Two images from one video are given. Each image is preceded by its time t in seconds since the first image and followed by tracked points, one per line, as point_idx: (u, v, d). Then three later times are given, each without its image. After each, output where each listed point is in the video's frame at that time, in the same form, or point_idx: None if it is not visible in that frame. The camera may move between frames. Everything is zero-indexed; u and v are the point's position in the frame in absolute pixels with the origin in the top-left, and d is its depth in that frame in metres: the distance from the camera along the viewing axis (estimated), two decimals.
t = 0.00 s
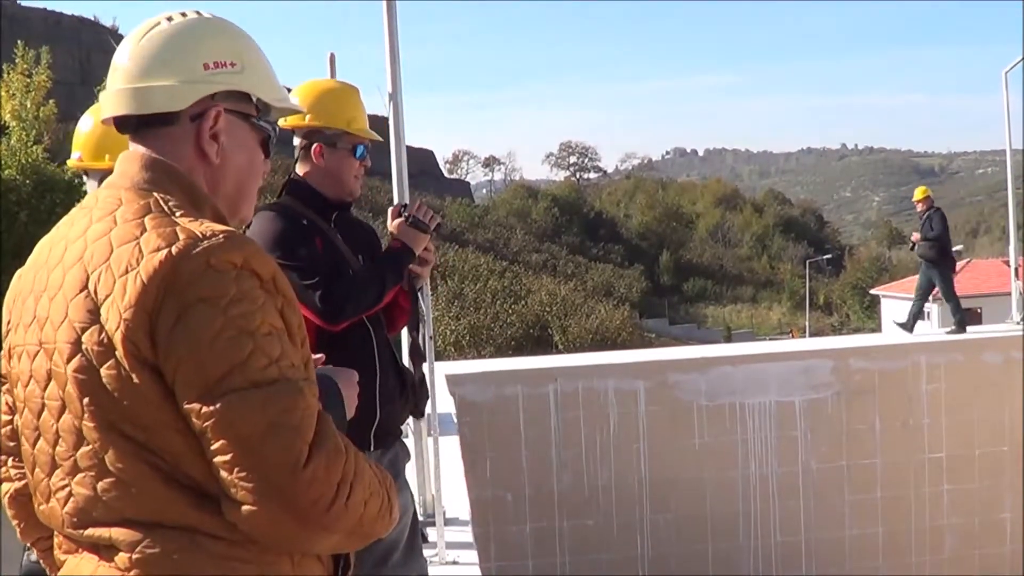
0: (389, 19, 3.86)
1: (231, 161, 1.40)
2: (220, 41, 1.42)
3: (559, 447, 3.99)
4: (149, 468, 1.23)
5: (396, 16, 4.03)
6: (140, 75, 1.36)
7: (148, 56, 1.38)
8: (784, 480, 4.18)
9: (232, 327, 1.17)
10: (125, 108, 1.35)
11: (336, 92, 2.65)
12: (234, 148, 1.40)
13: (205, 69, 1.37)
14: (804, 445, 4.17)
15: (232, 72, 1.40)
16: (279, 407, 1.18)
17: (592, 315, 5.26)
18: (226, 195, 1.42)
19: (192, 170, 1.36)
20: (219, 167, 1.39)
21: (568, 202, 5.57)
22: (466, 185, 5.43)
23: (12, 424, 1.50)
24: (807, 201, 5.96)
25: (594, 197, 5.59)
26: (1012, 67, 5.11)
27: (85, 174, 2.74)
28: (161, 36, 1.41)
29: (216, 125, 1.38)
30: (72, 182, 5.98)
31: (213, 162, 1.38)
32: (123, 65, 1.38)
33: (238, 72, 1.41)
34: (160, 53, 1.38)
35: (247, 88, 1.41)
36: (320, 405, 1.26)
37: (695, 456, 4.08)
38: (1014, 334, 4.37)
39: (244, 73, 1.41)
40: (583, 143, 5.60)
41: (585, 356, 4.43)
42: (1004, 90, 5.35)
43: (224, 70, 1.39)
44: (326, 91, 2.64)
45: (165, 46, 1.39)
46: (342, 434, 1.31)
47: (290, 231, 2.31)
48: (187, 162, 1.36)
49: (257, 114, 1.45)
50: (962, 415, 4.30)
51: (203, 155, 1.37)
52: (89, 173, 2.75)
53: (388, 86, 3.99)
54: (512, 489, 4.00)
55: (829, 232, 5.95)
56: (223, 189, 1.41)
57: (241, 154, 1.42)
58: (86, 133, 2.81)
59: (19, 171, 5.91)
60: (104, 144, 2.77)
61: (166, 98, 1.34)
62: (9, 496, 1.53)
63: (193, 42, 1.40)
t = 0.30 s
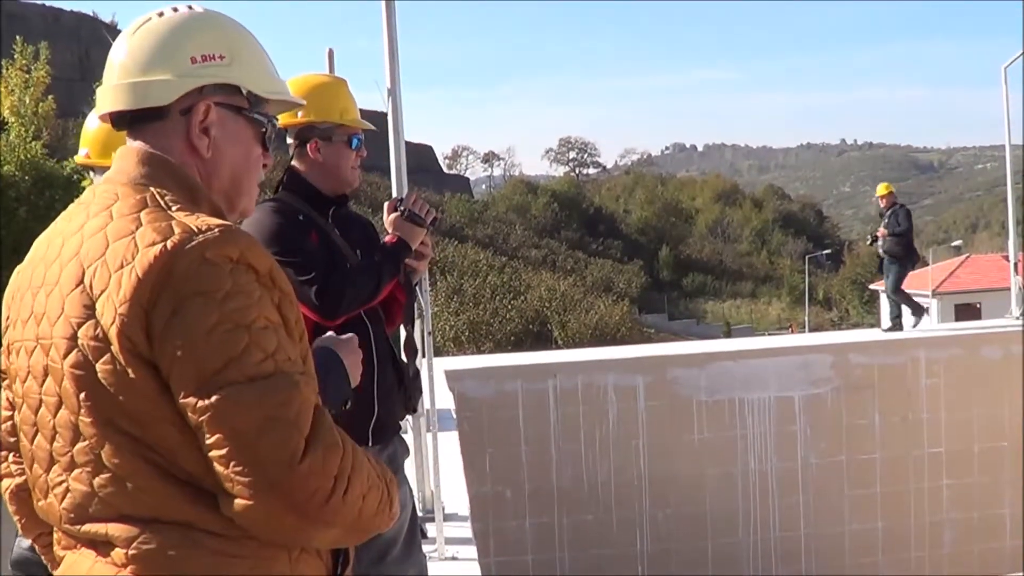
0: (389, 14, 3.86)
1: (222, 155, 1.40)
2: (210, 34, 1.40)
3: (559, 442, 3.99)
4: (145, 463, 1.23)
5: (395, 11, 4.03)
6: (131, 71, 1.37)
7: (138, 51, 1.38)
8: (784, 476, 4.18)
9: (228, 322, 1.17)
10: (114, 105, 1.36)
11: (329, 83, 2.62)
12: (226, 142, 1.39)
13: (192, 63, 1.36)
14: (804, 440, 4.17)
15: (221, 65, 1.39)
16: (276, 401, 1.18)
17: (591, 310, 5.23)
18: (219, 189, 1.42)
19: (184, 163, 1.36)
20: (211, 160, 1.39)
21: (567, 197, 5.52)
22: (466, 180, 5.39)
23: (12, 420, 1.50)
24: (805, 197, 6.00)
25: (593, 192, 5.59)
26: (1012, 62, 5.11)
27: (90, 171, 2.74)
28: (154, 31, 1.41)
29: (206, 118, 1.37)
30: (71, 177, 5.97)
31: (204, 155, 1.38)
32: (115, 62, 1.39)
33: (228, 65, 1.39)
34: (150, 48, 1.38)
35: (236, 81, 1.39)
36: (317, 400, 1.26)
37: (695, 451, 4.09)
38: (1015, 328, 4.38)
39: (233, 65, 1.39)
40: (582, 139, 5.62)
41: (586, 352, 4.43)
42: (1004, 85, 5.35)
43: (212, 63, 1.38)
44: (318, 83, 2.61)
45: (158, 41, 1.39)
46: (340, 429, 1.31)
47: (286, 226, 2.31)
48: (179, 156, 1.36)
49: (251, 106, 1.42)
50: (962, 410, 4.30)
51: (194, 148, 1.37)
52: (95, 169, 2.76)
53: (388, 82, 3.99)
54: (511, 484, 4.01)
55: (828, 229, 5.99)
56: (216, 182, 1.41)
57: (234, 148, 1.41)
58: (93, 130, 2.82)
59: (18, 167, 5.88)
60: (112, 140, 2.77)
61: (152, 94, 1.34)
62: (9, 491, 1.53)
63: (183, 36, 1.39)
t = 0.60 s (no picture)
0: (388, 12, 3.85)
1: (221, 154, 1.39)
2: (205, 33, 1.39)
3: (557, 440, 3.99)
4: (142, 461, 1.22)
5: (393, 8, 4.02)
6: (127, 71, 1.36)
7: (134, 50, 1.37)
8: (783, 473, 4.18)
9: (224, 319, 1.16)
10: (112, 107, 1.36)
11: (326, 81, 2.60)
12: (225, 140, 1.39)
13: (188, 62, 1.35)
14: (803, 437, 4.17)
15: (217, 63, 1.38)
16: (271, 399, 1.17)
17: (590, 308, 5.18)
18: (218, 187, 1.41)
19: (182, 163, 1.36)
20: (210, 159, 1.38)
21: (565, 195, 5.61)
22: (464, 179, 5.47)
23: (10, 418, 1.49)
24: (805, 193, 6.21)
25: (591, 190, 5.63)
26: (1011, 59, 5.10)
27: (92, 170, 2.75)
28: (150, 30, 1.40)
29: (205, 117, 1.37)
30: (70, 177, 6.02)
31: (203, 154, 1.37)
32: (111, 61, 1.38)
33: (224, 63, 1.38)
34: (146, 47, 1.37)
35: (232, 79, 1.38)
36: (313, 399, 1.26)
37: (693, 449, 4.09)
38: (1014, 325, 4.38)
39: (230, 63, 1.39)
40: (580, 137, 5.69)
41: (586, 350, 4.43)
42: (1004, 83, 5.34)
43: (208, 61, 1.37)
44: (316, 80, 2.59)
45: (153, 41, 1.38)
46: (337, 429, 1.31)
47: (284, 225, 2.30)
48: (177, 154, 1.35)
49: (247, 103, 1.42)
50: (961, 408, 4.30)
51: (193, 148, 1.37)
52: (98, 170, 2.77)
53: (386, 80, 3.98)
54: (510, 483, 4.00)
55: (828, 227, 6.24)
56: (215, 179, 1.40)
57: (234, 147, 1.40)
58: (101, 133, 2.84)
59: (16, 166, 5.95)
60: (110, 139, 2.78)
61: (150, 94, 1.33)
62: (8, 489, 1.52)
63: (177, 36, 1.38)
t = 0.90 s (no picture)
0: (387, 10, 3.84)
1: (221, 153, 1.33)
2: (203, 27, 1.29)
3: (556, 439, 3.98)
4: (140, 462, 1.18)
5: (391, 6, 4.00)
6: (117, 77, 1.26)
7: (127, 48, 1.27)
8: (780, 473, 4.18)
9: (227, 321, 1.06)
10: (106, 111, 1.26)
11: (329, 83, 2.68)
12: (225, 138, 1.32)
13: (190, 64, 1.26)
14: (801, 436, 4.17)
15: (217, 62, 1.29)
16: (290, 399, 1.06)
17: (588, 307, 5.16)
18: (216, 184, 1.35)
19: (181, 164, 1.29)
20: (213, 156, 1.32)
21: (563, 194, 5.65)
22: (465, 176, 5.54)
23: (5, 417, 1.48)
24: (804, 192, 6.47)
25: (591, 190, 5.66)
26: (1009, 58, 5.10)
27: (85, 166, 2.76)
28: (141, 22, 1.30)
29: (207, 118, 1.29)
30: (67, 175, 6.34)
31: (205, 154, 1.31)
32: (102, 57, 1.28)
33: (223, 62, 1.29)
34: (142, 46, 1.27)
35: (234, 78, 1.31)
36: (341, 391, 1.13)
37: (691, 448, 4.08)
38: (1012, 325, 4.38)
39: (231, 62, 1.30)
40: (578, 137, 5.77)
41: (584, 349, 4.43)
42: (1004, 82, 5.30)
43: (210, 62, 1.28)
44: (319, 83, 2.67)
45: (143, 38, 1.28)
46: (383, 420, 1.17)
47: (283, 223, 2.29)
48: (176, 155, 1.29)
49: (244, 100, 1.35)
50: (959, 408, 4.30)
51: (195, 147, 1.30)
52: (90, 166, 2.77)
53: (385, 78, 3.97)
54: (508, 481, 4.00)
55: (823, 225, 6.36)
56: (213, 179, 1.34)
57: (233, 143, 1.34)
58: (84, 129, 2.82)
59: (13, 164, 6.28)
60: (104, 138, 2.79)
61: (150, 100, 1.24)
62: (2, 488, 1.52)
63: (169, 30, 1.28)
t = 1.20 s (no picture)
0: (385, 8, 3.83)
1: (217, 156, 1.39)
2: (206, 35, 1.38)
3: (555, 438, 3.98)
4: (143, 463, 1.21)
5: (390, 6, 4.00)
6: (128, 77, 1.32)
7: (134, 49, 1.34)
8: (780, 472, 4.18)
9: (251, 294, 1.16)
10: (116, 108, 1.32)
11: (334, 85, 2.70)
12: (223, 142, 1.39)
13: (197, 66, 1.34)
14: (800, 435, 4.17)
15: (220, 67, 1.38)
16: (337, 333, 1.20)
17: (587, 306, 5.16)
18: (209, 189, 1.40)
19: (179, 164, 1.35)
20: (211, 160, 1.38)
21: (562, 193, 5.58)
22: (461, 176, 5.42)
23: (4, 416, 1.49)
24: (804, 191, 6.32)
25: (590, 189, 5.61)
26: (1010, 55, 5.05)
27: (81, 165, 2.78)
28: (143, 28, 1.36)
29: (208, 121, 1.36)
30: (66, 174, 6.95)
31: (203, 156, 1.37)
32: (110, 62, 1.32)
33: (226, 67, 1.38)
34: (149, 47, 1.34)
35: (237, 82, 1.39)
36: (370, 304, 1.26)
37: (691, 447, 4.08)
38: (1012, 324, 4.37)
39: (232, 67, 1.39)
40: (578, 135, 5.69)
41: (583, 348, 4.42)
42: (1004, 81, 5.28)
43: (214, 66, 1.36)
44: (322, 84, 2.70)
45: (150, 41, 1.35)
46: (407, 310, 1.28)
47: (282, 223, 2.29)
48: (175, 155, 1.34)
49: (241, 106, 1.42)
50: (959, 406, 4.30)
51: (195, 150, 1.36)
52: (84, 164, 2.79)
53: (383, 77, 3.97)
54: (508, 481, 3.99)
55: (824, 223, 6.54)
56: (208, 182, 1.39)
57: (228, 149, 1.40)
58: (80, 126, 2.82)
59: (15, 164, 6.86)
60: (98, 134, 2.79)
61: (163, 98, 1.31)
62: None
63: (175, 37, 1.35)
